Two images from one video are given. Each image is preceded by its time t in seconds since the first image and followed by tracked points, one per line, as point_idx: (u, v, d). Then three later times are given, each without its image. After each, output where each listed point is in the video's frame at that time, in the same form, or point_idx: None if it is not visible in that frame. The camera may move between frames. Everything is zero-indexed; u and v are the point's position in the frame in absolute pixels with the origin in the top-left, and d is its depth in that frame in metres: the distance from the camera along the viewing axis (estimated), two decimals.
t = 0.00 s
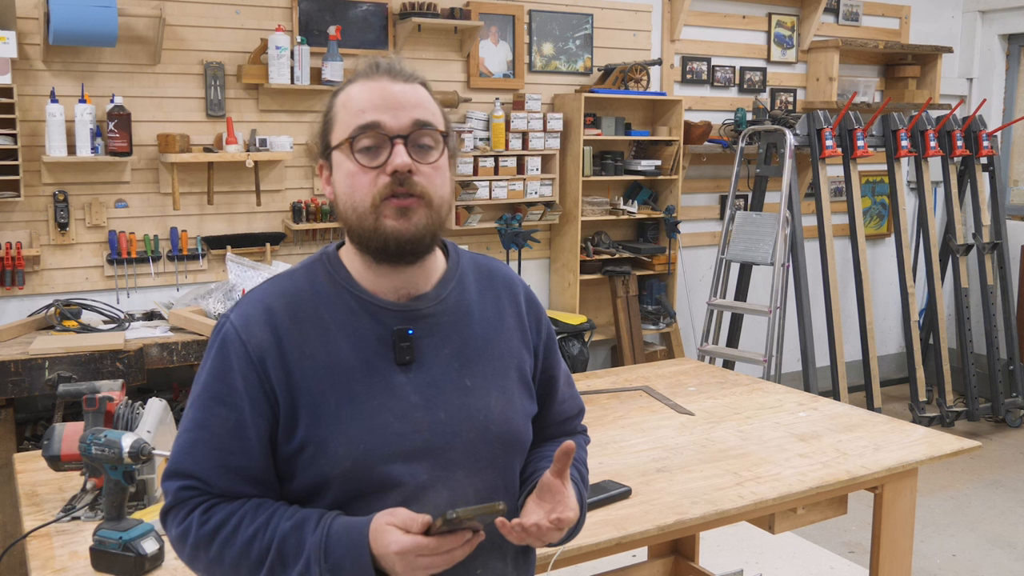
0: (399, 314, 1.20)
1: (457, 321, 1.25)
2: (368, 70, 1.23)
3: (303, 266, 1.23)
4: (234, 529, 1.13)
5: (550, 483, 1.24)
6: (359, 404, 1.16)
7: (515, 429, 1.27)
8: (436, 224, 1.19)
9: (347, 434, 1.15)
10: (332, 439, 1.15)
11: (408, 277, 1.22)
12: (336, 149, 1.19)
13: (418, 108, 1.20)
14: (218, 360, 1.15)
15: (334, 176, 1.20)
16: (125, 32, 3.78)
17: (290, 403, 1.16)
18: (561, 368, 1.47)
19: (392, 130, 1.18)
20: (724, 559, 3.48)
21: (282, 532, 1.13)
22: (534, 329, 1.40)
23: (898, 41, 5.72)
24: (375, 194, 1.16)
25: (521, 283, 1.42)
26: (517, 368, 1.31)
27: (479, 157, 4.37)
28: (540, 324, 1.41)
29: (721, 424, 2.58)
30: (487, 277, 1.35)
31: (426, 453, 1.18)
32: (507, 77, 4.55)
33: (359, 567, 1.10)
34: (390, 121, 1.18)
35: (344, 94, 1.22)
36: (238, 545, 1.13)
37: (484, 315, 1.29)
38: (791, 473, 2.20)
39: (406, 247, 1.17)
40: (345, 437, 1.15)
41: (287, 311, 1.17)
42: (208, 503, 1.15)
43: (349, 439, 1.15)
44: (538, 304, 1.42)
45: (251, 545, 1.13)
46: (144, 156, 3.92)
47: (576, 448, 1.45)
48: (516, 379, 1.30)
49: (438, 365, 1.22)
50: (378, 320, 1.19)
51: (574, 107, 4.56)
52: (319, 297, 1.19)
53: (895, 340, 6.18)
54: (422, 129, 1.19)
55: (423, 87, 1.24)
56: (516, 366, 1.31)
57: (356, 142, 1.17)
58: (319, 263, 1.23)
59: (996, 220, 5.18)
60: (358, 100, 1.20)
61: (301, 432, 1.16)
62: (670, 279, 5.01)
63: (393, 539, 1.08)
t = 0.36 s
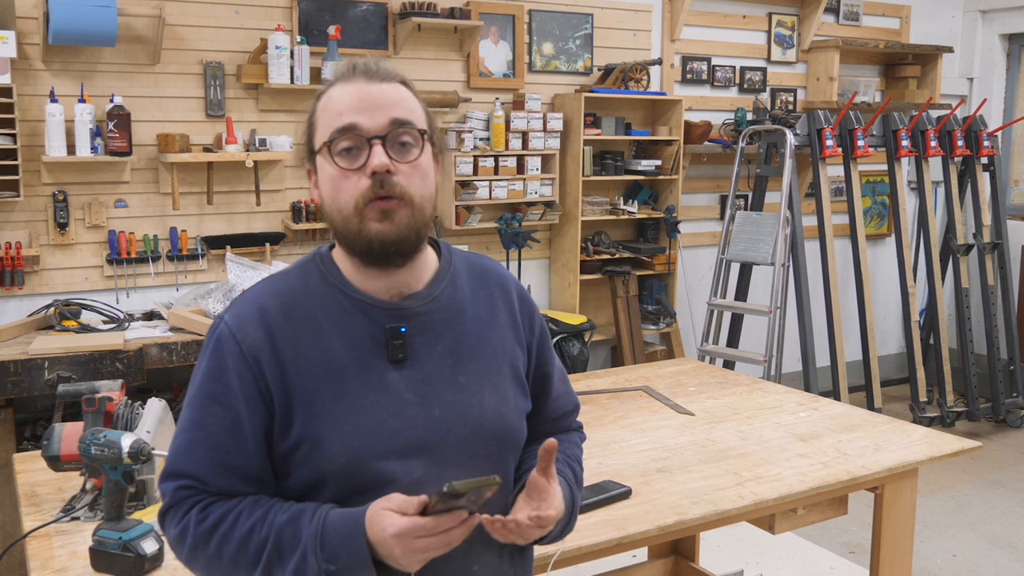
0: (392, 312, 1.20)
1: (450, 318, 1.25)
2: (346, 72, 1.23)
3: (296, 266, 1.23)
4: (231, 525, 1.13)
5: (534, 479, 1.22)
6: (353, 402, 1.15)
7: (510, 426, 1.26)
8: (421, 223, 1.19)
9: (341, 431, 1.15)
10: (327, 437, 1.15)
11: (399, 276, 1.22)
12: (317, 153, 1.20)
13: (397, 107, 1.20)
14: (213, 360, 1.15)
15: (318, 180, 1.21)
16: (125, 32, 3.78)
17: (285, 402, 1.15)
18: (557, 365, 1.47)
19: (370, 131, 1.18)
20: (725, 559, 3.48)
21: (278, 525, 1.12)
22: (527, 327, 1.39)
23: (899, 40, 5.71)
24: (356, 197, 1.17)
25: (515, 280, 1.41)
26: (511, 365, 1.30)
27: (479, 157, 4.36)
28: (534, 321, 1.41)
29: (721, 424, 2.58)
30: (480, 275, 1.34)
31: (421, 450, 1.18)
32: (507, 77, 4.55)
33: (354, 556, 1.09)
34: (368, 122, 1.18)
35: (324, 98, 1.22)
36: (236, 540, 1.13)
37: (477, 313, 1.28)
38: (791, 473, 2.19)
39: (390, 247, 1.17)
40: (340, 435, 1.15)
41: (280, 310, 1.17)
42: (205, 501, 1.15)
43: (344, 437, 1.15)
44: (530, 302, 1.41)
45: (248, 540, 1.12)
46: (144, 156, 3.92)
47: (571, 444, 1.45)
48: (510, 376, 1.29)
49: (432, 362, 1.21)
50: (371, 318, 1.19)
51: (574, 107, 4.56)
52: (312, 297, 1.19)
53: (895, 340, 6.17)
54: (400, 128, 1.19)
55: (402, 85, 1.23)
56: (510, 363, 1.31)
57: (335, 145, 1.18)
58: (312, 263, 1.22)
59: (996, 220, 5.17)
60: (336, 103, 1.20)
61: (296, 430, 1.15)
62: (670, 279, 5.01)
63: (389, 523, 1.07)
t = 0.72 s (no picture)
0: (388, 312, 1.20)
1: (446, 317, 1.25)
2: (367, 69, 1.22)
3: (293, 267, 1.23)
4: (225, 524, 1.12)
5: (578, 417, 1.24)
6: (349, 401, 1.16)
7: (507, 424, 1.27)
8: (430, 227, 1.20)
9: (338, 430, 1.15)
10: (323, 435, 1.15)
11: (399, 276, 1.22)
12: (332, 145, 1.19)
13: (417, 109, 1.20)
14: (209, 359, 1.15)
15: (329, 172, 1.20)
16: (125, 31, 3.78)
17: (281, 401, 1.15)
18: (558, 362, 1.46)
19: (391, 129, 1.18)
20: (725, 560, 3.48)
21: (272, 525, 1.12)
22: (524, 325, 1.39)
23: (899, 40, 5.70)
24: (371, 193, 1.17)
25: (512, 280, 1.41)
26: (508, 364, 1.30)
27: (480, 156, 4.36)
28: (531, 320, 1.41)
29: (721, 425, 2.58)
30: (477, 275, 1.34)
31: (417, 448, 1.18)
32: (507, 77, 4.55)
33: (347, 556, 1.09)
34: (390, 120, 1.18)
35: (341, 92, 1.21)
36: (230, 540, 1.12)
37: (473, 312, 1.29)
38: (791, 474, 2.19)
39: (399, 248, 1.17)
40: (337, 433, 1.15)
41: (277, 310, 1.18)
42: (201, 501, 1.14)
43: (341, 435, 1.15)
44: (528, 300, 1.41)
45: (242, 540, 1.12)
46: (144, 156, 3.91)
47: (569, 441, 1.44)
48: (506, 375, 1.29)
49: (428, 361, 1.21)
50: (367, 318, 1.19)
51: (574, 107, 4.55)
52: (308, 297, 1.19)
53: (896, 340, 6.17)
54: (421, 130, 1.20)
55: (420, 88, 1.24)
56: (507, 362, 1.31)
57: (355, 139, 1.17)
58: (309, 264, 1.23)
59: (997, 220, 5.17)
60: (356, 98, 1.19)
61: (292, 429, 1.15)
62: (671, 279, 5.00)
63: (380, 524, 1.07)
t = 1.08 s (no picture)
0: (393, 311, 1.20)
1: (448, 316, 1.26)
2: (400, 72, 1.21)
3: (296, 266, 1.23)
4: (233, 522, 1.11)
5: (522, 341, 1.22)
6: (355, 399, 1.16)
7: (509, 422, 1.27)
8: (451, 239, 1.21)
9: (344, 428, 1.14)
10: (330, 434, 1.14)
11: (407, 276, 1.22)
12: (364, 146, 1.17)
13: (449, 122, 1.21)
14: (214, 357, 1.14)
15: (356, 171, 1.18)
16: (124, 31, 3.77)
17: (287, 400, 1.15)
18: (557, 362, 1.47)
19: (429, 139, 1.18)
20: (725, 560, 3.47)
21: (280, 522, 1.11)
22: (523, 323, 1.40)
23: (900, 40, 5.70)
24: (403, 201, 1.16)
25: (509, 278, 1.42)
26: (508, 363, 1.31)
27: (480, 156, 4.36)
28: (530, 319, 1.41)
29: (721, 425, 2.57)
30: (475, 274, 1.35)
31: (422, 446, 1.18)
32: (507, 76, 4.54)
33: (356, 552, 1.08)
34: (428, 131, 1.18)
35: (372, 92, 1.20)
36: (237, 538, 1.11)
37: (473, 312, 1.30)
38: (792, 474, 2.18)
39: (425, 257, 1.17)
40: (343, 431, 1.14)
41: (281, 308, 1.17)
42: (207, 500, 1.13)
43: (347, 433, 1.14)
44: (528, 296, 1.42)
45: (249, 539, 1.11)
46: (143, 156, 3.91)
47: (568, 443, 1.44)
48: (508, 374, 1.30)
49: (432, 360, 1.22)
50: (372, 317, 1.19)
51: (574, 106, 4.55)
52: (313, 296, 1.19)
53: (896, 340, 6.17)
54: (452, 143, 1.20)
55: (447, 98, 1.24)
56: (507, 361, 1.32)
57: (394, 146, 1.16)
58: (312, 263, 1.22)
59: (997, 220, 5.16)
60: (390, 102, 1.18)
61: (298, 428, 1.15)
62: (671, 279, 5.00)
63: (391, 520, 1.07)
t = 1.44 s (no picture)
0: (405, 311, 1.20)
1: (461, 318, 1.26)
2: (388, 70, 1.21)
3: (308, 263, 1.22)
4: (240, 520, 1.11)
5: (563, 461, 1.23)
6: (367, 399, 1.15)
7: (518, 425, 1.27)
8: (446, 233, 1.19)
9: (356, 427, 1.14)
10: (341, 433, 1.14)
11: (416, 275, 1.22)
12: (351, 147, 1.18)
13: (437, 115, 1.19)
14: (226, 354, 1.13)
15: (347, 172, 1.19)
16: (124, 31, 3.77)
17: (299, 398, 1.15)
18: (561, 371, 1.47)
19: (412, 134, 1.17)
20: (725, 560, 3.47)
21: (287, 522, 1.11)
22: (533, 326, 1.39)
23: (900, 40, 5.69)
24: (388, 197, 1.15)
25: (521, 281, 1.42)
26: (519, 366, 1.31)
27: (480, 156, 4.36)
28: (540, 322, 1.41)
29: (722, 425, 2.57)
30: (489, 275, 1.34)
31: (434, 446, 1.18)
32: (507, 76, 4.54)
33: (364, 556, 1.08)
34: (411, 125, 1.17)
35: (361, 92, 1.20)
36: (244, 536, 1.11)
37: (486, 313, 1.29)
38: (792, 474, 2.18)
39: (415, 252, 1.16)
40: (355, 430, 1.14)
41: (294, 306, 1.17)
42: (214, 497, 1.13)
43: (359, 433, 1.14)
44: (538, 300, 1.42)
45: (256, 538, 1.11)
46: (143, 156, 3.91)
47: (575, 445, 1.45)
48: (517, 377, 1.30)
49: (443, 361, 1.21)
50: (384, 317, 1.19)
51: (574, 106, 4.55)
52: (325, 294, 1.18)
53: (896, 340, 6.17)
54: (440, 136, 1.19)
55: (440, 92, 1.23)
56: (518, 363, 1.31)
57: (374, 144, 1.16)
58: (324, 261, 1.22)
59: (998, 220, 5.16)
60: (376, 100, 1.18)
61: (309, 427, 1.14)
62: (671, 279, 5.00)
63: (400, 524, 1.07)
